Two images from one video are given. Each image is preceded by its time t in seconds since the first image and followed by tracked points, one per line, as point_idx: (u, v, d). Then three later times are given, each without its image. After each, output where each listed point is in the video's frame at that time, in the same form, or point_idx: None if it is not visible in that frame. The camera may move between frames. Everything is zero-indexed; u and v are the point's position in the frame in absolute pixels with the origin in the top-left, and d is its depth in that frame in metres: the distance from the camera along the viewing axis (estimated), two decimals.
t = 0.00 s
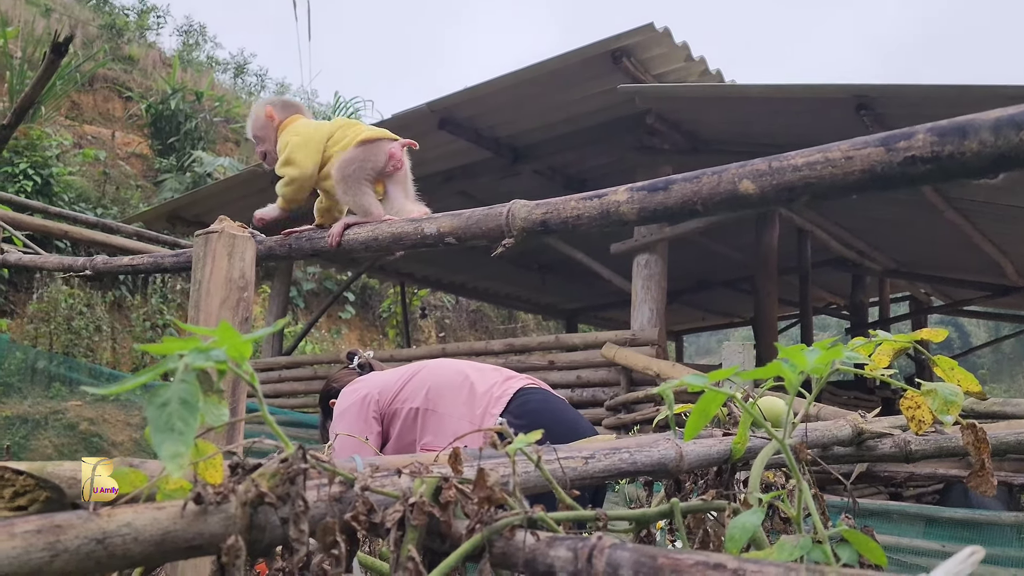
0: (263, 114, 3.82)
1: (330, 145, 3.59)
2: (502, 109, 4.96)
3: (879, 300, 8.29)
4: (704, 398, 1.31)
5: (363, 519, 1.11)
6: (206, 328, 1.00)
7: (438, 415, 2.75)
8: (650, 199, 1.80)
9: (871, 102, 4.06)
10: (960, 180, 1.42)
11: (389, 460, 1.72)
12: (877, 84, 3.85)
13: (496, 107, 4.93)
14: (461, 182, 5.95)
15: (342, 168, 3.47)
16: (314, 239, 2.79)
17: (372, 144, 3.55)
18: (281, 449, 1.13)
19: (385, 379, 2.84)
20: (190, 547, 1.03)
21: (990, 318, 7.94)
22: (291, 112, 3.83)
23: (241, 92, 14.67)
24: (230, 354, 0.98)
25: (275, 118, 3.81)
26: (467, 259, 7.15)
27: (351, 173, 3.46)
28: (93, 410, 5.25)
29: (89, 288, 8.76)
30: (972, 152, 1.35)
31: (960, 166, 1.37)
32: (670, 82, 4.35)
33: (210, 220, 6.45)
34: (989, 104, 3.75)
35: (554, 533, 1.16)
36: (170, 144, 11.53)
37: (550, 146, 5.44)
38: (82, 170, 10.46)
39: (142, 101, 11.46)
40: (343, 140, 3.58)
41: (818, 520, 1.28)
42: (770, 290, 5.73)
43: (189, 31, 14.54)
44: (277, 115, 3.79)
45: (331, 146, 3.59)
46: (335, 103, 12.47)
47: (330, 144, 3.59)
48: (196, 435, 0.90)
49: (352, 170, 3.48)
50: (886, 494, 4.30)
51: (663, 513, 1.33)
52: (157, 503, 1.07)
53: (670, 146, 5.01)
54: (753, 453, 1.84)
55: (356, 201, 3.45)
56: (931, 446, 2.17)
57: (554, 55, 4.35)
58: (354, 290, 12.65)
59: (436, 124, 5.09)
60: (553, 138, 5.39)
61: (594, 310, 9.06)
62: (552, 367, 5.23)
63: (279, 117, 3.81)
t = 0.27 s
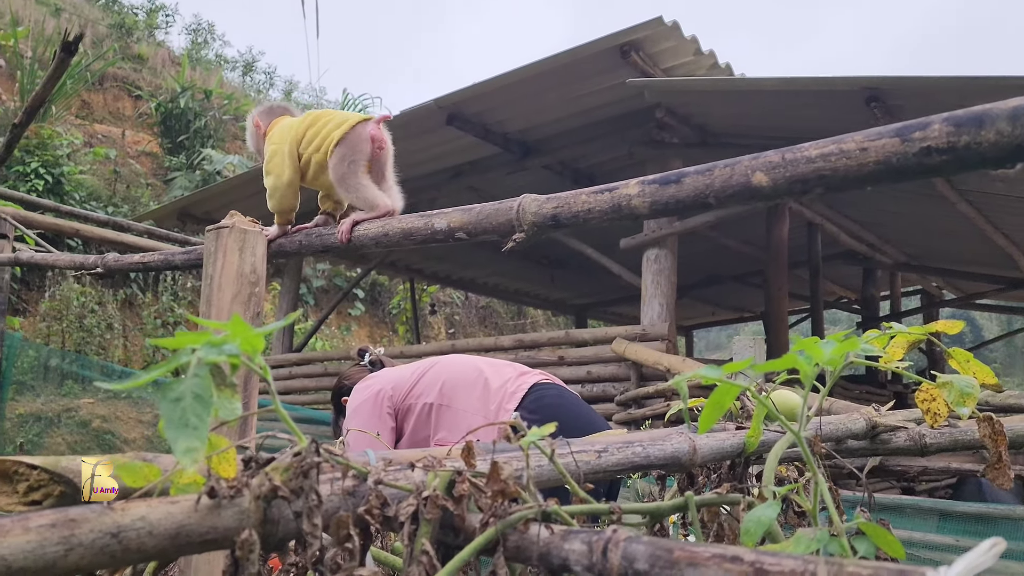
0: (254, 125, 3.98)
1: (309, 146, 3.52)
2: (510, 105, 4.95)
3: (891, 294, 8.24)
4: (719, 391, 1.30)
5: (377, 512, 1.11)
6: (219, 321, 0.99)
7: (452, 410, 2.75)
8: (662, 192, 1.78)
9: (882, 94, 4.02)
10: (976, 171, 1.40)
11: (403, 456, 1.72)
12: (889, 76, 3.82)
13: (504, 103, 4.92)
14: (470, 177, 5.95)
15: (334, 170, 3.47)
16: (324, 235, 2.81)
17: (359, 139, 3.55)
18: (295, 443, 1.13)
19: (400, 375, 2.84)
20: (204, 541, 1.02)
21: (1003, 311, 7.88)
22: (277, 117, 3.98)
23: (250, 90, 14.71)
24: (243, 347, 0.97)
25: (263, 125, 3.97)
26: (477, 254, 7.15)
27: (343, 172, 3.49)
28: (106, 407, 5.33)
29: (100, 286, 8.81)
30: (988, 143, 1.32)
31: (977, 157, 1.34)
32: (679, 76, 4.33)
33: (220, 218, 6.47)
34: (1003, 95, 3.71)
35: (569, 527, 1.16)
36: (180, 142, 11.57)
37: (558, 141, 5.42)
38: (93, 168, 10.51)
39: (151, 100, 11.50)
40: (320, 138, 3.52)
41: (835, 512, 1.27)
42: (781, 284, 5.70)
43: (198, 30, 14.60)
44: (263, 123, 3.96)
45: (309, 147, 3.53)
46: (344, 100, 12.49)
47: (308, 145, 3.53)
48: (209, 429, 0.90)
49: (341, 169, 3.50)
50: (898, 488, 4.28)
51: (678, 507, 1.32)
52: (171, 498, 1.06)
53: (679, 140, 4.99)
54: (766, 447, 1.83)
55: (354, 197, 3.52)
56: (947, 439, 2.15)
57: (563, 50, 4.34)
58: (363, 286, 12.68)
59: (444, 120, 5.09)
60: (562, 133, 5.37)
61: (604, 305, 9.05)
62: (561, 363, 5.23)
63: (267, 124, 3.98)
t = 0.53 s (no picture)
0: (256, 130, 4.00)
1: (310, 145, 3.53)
2: (519, 101, 4.94)
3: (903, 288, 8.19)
4: (733, 384, 1.29)
5: (391, 507, 1.11)
6: (231, 315, 0.99)
7: (466, 403, 2.75)
8: (674, 186, 1.77)
9: (894, 87, 3.99)
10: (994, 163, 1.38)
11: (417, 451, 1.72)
12: (902, 69, 3.78)
13: (513, 99, 4.91)
14: (479, 174, 5.95)
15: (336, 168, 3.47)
16: (335, 232, 2.81)
17: (357, 136, 3.57)
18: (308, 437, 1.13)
19: (414, 367, 2.84)
20: (217, 536, 1.02)
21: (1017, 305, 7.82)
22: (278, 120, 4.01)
23: (260, 88, 14.75)
24: (257, 341, 0.97)
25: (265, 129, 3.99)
26: (487, 251, 7.15)
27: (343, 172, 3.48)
28: (119, 405, 5.43)
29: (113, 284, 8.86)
30: (1006, 134, 1.30)
31: (994, 148, 1.32)
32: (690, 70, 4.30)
33: (231, 216, 6.49)
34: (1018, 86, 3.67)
35: (584, 520, 1.15)
36: (191, 140, 11.61)
37: (568, 137, 5.41)
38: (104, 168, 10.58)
39: (162, 99, 11.55)
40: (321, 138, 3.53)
41: (851, 505, 1.26)
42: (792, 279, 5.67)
43: (207, 28, 14.65)
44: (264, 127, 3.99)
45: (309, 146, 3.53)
46: (353, 97, 12.50)
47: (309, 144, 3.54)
48: (223, 421, 0.90)
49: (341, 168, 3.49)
50: (911, 482, 4.26)
51: (693, 501, 1.31)
52: (183, 492, 1.06)
53: (689, 135, 4.96)
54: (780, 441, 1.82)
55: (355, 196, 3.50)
56: (963, 433, 2.13)
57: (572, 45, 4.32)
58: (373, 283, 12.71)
59: (454, 117, 5.08)
60: (571, 129, 5.36)
61: (614, 300, 9.04)
62: (572, 358, 5.22)
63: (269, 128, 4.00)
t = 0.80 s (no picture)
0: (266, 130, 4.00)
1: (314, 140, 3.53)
2: (529, 95, 4.93)
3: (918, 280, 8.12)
4: (751, 375, 1.28)
5: (407, 500, 1.10)
6: (247, 307, 0.99)
7: (481, 397, 2.74)
8: (688, 175, 1.76)
9: (908, 77, 3.95)
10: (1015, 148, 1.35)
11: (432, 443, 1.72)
12: (916, 58, 3.75)
13: (524, 93, 4.90)
14: (490, 169, 5.94)
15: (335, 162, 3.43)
16: (348, 226, 2.81)
17: (361, 134, 3.53)
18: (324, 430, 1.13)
19: (429, 362, 2.84)
20: (235, 529, 1.02)
21: None
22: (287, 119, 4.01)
23: (271, 86, 14.81)
24: (272, 333, 0.97)
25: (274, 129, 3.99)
26: (498, 246, 7.15)
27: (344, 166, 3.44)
28: (133, 402, 5.48)
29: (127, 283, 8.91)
30: None
31: (1014, 133, 1.30)
32: (700, 62, 4.28)
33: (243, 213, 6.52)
34: None
35: (601, 513, 1.14)
36: (202, 139, 11.66)
37: (578, 131, 5.39)
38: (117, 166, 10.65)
39: (174, 97, 11.61)
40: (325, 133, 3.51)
41: (870, 498, 1.25)
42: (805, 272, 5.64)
43: (218, 27, 14.70)
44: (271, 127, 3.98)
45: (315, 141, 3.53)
46: (364, 94, 12.52)
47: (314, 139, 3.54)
48: (238, 414, 0.90)
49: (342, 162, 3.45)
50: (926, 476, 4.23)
51: (710, 493, 1.30)
52: (201, 484, 1.06)
53: (701, 128, 4.94)
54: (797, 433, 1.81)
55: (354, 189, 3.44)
56: (982, 424, 2.11)
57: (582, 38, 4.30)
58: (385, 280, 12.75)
59: (464, 112, 5.08)
60: (582, 123, 5.34)
61: (626, 295, 9.02)
62: (584, 353, 5.21)
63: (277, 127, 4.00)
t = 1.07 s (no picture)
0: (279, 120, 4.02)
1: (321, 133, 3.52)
2: (540, 89, 4.91)
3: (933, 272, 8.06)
4: (769, 366, 1.27)
5: (425, 493, 1.10)
6: (264, 300, 0.99)
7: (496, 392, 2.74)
8: (703, 166, 1.74)
9: (922, 67, 3.91)
10: None
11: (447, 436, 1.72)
12: (931, 48, 3.71)
13: (534, 88, 4.89)
14: (501, 163, 5.94)
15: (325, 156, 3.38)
16: (361, 221, 2.81)
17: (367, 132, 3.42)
18: (342, 423, 1.12)
19: (443, 357, 2.84)
20: (253, 522, 1.01)
21: None
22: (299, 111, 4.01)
23: (281, 83, 14.84)
24: (288, 326, 0.97)
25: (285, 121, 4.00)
26: (510, 240, 7.14)
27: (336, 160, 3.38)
28: (149, 398, 5.53)
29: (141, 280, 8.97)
30: None
31: None
32: (711, 54, 4.25)
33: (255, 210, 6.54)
34: None
35: (619, 505, 1.13)
36: (214, 136, 11.71)
37: (589, 125, 5.38)
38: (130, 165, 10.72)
39: (185, 95, 11.65)
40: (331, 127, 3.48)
41: (891, 489, 1.23)
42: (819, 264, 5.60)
43: (228, 24, 14.75)
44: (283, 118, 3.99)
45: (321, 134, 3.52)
46: (374, 90, 12.53)
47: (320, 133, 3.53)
48: (258, 406, 0.89)
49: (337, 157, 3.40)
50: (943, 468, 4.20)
51: (728, 484, 1.30)
52: (219, 477, 1.06)
53: (713, 120, 4.91)
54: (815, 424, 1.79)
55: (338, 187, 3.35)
56: (1001, 415, 2.09)
57: (592, 32, 4.29)
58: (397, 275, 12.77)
59: (475, 106, 5.07)
60: (593, 117, 5.33)
61: (639, 289, 9.00)
62: (597, 347, 5.20)
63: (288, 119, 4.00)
